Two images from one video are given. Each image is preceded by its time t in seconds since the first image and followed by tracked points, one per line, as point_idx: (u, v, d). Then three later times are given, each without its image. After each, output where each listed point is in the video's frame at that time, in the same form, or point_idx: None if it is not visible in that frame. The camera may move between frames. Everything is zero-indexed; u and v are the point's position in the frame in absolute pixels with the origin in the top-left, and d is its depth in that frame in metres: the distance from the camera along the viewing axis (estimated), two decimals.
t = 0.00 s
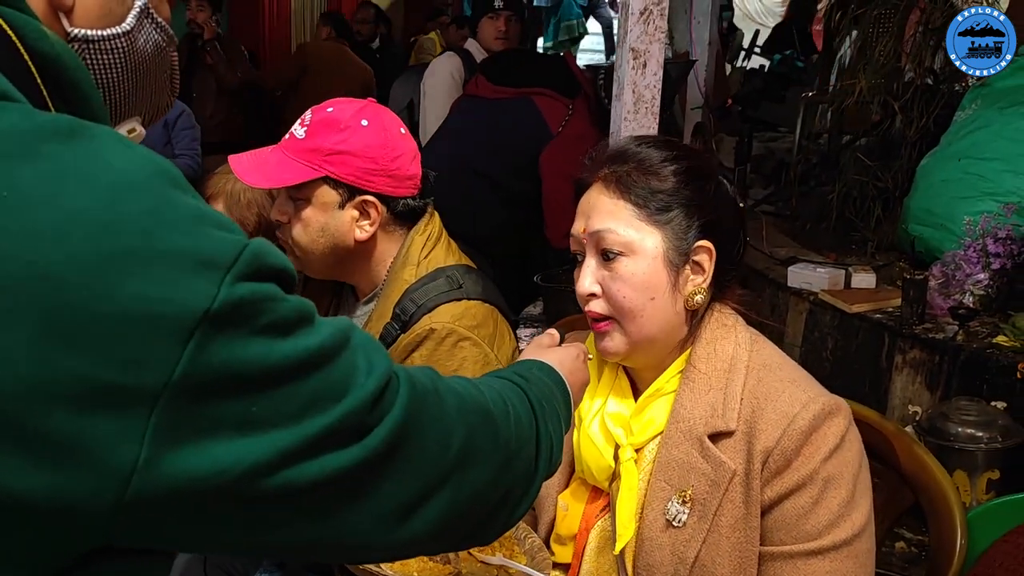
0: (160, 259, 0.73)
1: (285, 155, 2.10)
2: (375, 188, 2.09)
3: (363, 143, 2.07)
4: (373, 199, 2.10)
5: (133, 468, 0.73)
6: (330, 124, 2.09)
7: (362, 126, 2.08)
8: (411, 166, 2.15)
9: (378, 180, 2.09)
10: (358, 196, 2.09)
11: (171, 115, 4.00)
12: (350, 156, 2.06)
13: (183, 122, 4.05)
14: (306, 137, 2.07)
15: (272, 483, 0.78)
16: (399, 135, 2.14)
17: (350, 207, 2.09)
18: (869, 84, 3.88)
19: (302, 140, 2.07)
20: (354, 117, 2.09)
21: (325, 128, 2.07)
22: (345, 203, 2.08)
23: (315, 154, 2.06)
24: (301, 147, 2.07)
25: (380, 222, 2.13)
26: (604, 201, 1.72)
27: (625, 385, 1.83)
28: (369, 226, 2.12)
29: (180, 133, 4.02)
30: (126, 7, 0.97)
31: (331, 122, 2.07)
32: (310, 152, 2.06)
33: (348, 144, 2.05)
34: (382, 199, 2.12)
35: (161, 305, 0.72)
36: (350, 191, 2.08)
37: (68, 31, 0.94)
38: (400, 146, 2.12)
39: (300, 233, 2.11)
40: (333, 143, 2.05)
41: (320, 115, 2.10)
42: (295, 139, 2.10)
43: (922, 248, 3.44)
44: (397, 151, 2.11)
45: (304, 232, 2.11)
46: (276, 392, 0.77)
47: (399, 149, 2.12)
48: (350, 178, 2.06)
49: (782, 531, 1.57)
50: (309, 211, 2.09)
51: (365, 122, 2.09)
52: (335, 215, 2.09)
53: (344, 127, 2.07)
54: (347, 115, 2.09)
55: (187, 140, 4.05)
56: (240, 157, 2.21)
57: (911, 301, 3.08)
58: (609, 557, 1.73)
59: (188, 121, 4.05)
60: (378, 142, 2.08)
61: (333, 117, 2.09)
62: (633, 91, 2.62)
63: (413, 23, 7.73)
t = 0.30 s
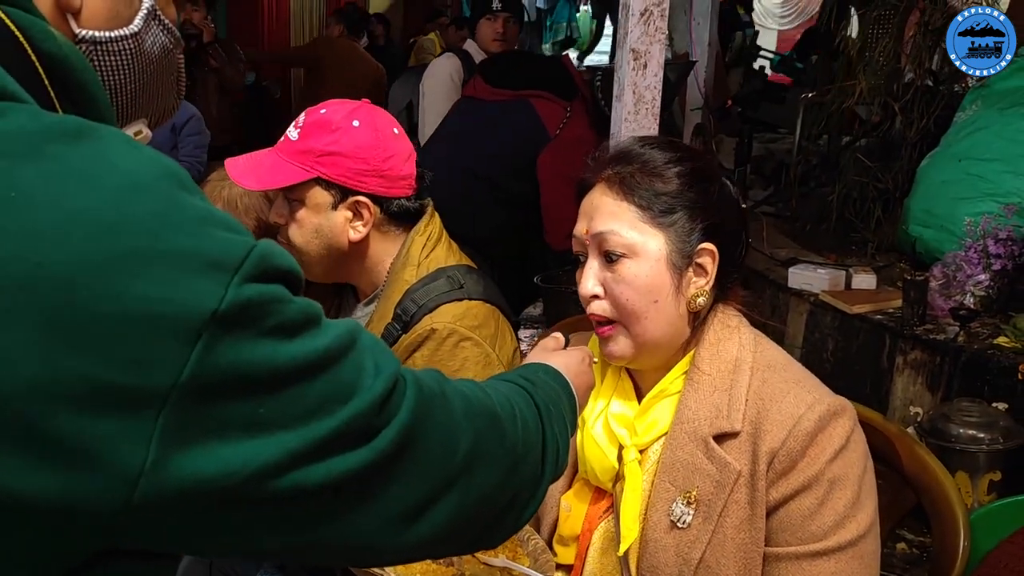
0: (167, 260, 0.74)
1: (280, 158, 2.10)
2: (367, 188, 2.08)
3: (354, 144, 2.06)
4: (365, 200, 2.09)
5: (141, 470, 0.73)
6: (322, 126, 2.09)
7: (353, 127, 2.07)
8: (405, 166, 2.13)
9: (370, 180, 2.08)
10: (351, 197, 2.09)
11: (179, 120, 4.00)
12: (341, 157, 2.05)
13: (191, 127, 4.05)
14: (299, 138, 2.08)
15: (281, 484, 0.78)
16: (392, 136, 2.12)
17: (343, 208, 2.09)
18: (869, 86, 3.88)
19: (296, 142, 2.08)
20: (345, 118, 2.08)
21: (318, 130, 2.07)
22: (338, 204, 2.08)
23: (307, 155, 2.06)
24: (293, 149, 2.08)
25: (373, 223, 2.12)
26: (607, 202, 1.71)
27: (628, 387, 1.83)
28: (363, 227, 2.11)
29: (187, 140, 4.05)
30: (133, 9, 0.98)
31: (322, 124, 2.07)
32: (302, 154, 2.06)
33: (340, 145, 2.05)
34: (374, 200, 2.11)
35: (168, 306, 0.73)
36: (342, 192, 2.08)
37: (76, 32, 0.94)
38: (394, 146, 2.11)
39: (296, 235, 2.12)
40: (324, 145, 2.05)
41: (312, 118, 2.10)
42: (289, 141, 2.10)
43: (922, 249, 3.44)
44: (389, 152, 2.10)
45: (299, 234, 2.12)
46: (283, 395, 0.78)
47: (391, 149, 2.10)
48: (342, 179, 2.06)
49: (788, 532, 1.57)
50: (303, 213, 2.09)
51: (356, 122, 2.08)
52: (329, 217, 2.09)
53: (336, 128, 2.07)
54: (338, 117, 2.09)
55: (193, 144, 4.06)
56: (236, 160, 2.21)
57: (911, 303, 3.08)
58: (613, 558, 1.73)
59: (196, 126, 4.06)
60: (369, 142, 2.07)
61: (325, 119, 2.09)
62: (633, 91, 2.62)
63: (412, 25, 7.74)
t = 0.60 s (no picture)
0: (177, 263, 0.77)
1: (278, 159, 2.09)
2: (364, 189, 2.07)
3: (351, 145, 2.05)
4: (362, 201, 2.08)
5: (149, 472, 0.76)
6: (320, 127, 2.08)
7: (350, 129, 2.07)
8: (402, 167, 2.13)
9: (368, 181, 2.07)
10: (348, 198, 2.08)
11: (188, 124, 4.01)
12: (338, 158, 2.04)
13: (200, 132, 4.05)
14: (297, 140, 2.07)
15: (288, 487, 0.81)
16: (390, 137, 2.12)
17: (340, 210, 2.08)
18: (870, 86, 3.86)
19: (293, 143, 2.07)
20: (342, 120, 2.08)
21: (315, 131, 2.06)
22: (335, 205, 2.08)
23: (305, 157, 2.05)
24: (292, 150, 2.07)
25: (371, 224, 2.11)
26: (606, 206, 1.71)
27: (631, 389, 1.83)
28: (360, 228, 2.10)
29: (192, 145, 4.05)
30: (144, 12, 1.05)
31: (319, 125, 2.06)
32: (300, 155, 2.05)
33: (337, 146, 2.04)
34: (371, 201, 2.11)
35: (177, 309, 0.76)
36: (339, 193, 2.07)
37: (86, 34, 1.01)
38: (391, 147, 2.11)
39: (294, 236, 2.12)
40: (322, 146, 2.04)
41: (311, 118, 2.09)
42: (288, 143, 2.09)
43: (922, 250, 3.43)
44: (386, 153, 2.09)
45: (297, 234, 2.12)
46: (291, 399, 0.81)
47: (389, 150, 2.10)
48: (339, 181, 2.05)
49: (795, 531, 1.59)
50: (302, 213, 2.08)
51: (354, 123, 2.08)
52: (326, 218, 2.08)
53: (333, 129, 2.06)
54: (337, 118, 2.08)
55: (200, 148, 4.07)
56: (235, 161, 2.20)
57: (912, 304, 3.09)
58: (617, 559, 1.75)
59: (205, 131, 4.06)
60: (366, 143, 2.07)
61: (322, 120, 2.08)
62: (634, 93, 2.62)
63: (413, 25, 7.74)
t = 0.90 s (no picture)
0: (182, 267, 0.77)
1: (279, 160, 2.09)
2: (367, 191, 2.08)
3: (354, 146, 2.06)
4: (365, 202, 2.09)
5: (153, 476, 0.76)
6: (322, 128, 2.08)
7: (353, 130, 2.07)
8: (404, 169, 2.13)
9: (370, 182, 2.08)
10: (351, 198, 2.08)
11: (192, 126, 4.01)
12: (341, 159, 2.05)
13: (204, 134, 4.06)
14: (299, 141, 2.07)
15: (292, 492, 0.82)
16: (392, 138, 2.12)
17: (342, 211, 2.08)
18: (869, 87, 3.89)
19: (296, 144, 2.07)
20: (344, 121, 2.08)
21: (317, 132, 2.06)
22: (337, 206, 2.08)
23: (307, 158, 2.05)
24: (293, 151, 2.07)
25: (373, 225, 2.11)
26: (618, 195, 1.76)
27: (630, 386, 1.86)
28: (362, 229, 2.10)
29: (196, 147, 4.05)
30: (149, 17, 1.06)
31: (321, 126, 2.06)
32: (303, 156, 2.05)
33: (340, 147, 2.05)
34: (374, 202, 2.11)
35: (182, 313, 0.76)
36: (342, 194, 2.07)
37: (91, 38, 1.02)
38: (393, 149, 2.11)
39: (297, 238, 2.12)
40: (325, 147, 2.04)
41: (313, 119, 2.09)
42: (289, 144, 2.09)
43: (921, 250, 3.42)
44: (389, 154, 2.10)
45: (298, 235, 2.12)
46: (295, 403, 0.82)
47: (391, 152, 2.10)
48: (342, 182, 2.05)
49: (790, 527, 1.62)
50: (304, 214, 2.09)
51: (356, 125, 2.08)
52: (328, 219, 2.08)
53: (336, 130, 2.07)
54: (339, 119, 2.08)
55: (203, 150, 4.07)
56: (236, 162, 2.20)
57: (911, 305, 3.07)
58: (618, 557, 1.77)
59: (208, 133, 4.07)
60: (368, 144, 2.07)
61: (325, 121, 2.08)
62: (633, 94, 2.63)
63: (411, 25, 7.75)
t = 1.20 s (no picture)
0: (190, 270, 0.78)
1: (285, 161, 2.10)
2: (373, 191, 2.08)
3: (360, 147, 2.07)
4: (371, 203, 2.09)
5: (163, 479, 0.77)
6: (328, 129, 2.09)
7: (359, 131, 2.08)
8: (409, 170, 2.13)
9: (376, 183, 2.08)
10: (357, 199, 2.09)
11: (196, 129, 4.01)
12: (347, 160, 2.06)
13: (207, 137, 4.06)
14: (305, 142, 2.08)
15: (299, 495, 0.83)
16: (397, 139, 2.13)
17: (348, 211, 2.09)
18: (869, 89, 3.94)
19: (301, 145, 2.08)
20: (351, 122, 2.09)
21: (323, 133, 2.07)
22: (343, 207, 2.08)
23: (313, 158, 2.06)
24: (299, 152, 2.08)
25: (378, 226, 2.12)
26: (635, 192, 1.85)
27: (638, 383, 1.95)
28: (368, 230, 2.11)
29: (199, 149, 4.05)
30: (156, 19, 1.07)
31: (328, 127, 2.07)
32: (308, 157, 2.07)
33: (345, 147, 2.06)
34: (379, 203, 2.11)
35: (191, 316, 0.77)
36: (348, 195, 2.08)
37: (101, 40, 1.03)
38: (398, 149, 2.12)
39: (301, 238, 2.12)
40: (331, 148, 2.05)
41: (319, 120, 2.10)
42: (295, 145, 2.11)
43: (921, 251, 3.42)
44: (395, 155, 2.11)
45: (305, 236, 2.12)
46: (303, 406, 0.83)
47: (397, 152, 2.11)
48: (349, 182, 2.06)
49: (797, 522, 1.67)
50: (310, 215, 2.10)
51: (362, 126, 2.09)
52: (334, 219, 2.09)
53: (342, 131, 2.08)
54: (345, 120, 2.09)
55: (207, 153, 4.08)
56: (241, 163, 2.22)
57: (912, 305, 3.08)
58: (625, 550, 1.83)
59: (212, 137, 4.07)
60: (373, 145, 2.08)
61: (330, 122, 2.09)
62: (635, 95, 2.64)
63: (411, 25, 7.77)
